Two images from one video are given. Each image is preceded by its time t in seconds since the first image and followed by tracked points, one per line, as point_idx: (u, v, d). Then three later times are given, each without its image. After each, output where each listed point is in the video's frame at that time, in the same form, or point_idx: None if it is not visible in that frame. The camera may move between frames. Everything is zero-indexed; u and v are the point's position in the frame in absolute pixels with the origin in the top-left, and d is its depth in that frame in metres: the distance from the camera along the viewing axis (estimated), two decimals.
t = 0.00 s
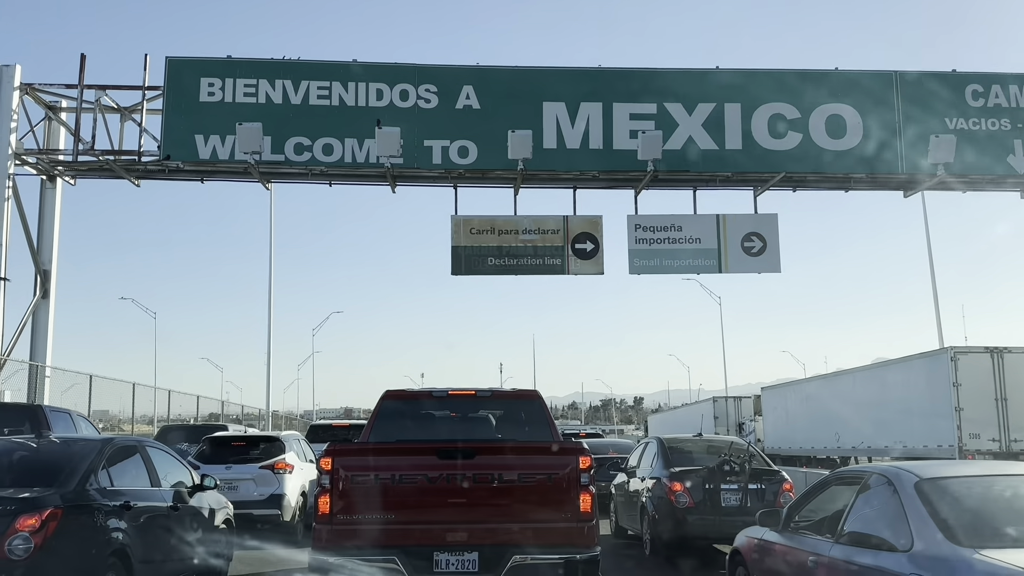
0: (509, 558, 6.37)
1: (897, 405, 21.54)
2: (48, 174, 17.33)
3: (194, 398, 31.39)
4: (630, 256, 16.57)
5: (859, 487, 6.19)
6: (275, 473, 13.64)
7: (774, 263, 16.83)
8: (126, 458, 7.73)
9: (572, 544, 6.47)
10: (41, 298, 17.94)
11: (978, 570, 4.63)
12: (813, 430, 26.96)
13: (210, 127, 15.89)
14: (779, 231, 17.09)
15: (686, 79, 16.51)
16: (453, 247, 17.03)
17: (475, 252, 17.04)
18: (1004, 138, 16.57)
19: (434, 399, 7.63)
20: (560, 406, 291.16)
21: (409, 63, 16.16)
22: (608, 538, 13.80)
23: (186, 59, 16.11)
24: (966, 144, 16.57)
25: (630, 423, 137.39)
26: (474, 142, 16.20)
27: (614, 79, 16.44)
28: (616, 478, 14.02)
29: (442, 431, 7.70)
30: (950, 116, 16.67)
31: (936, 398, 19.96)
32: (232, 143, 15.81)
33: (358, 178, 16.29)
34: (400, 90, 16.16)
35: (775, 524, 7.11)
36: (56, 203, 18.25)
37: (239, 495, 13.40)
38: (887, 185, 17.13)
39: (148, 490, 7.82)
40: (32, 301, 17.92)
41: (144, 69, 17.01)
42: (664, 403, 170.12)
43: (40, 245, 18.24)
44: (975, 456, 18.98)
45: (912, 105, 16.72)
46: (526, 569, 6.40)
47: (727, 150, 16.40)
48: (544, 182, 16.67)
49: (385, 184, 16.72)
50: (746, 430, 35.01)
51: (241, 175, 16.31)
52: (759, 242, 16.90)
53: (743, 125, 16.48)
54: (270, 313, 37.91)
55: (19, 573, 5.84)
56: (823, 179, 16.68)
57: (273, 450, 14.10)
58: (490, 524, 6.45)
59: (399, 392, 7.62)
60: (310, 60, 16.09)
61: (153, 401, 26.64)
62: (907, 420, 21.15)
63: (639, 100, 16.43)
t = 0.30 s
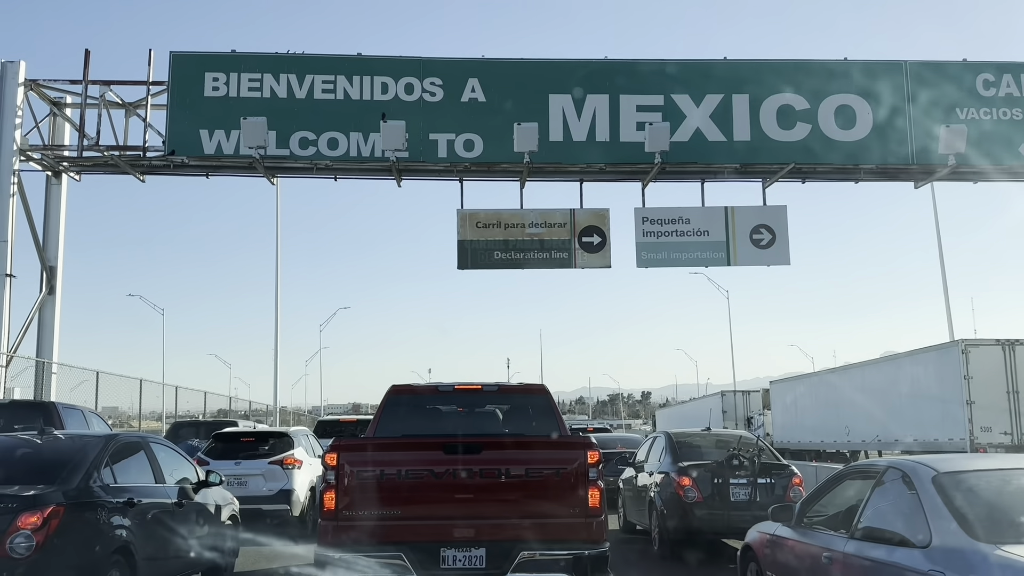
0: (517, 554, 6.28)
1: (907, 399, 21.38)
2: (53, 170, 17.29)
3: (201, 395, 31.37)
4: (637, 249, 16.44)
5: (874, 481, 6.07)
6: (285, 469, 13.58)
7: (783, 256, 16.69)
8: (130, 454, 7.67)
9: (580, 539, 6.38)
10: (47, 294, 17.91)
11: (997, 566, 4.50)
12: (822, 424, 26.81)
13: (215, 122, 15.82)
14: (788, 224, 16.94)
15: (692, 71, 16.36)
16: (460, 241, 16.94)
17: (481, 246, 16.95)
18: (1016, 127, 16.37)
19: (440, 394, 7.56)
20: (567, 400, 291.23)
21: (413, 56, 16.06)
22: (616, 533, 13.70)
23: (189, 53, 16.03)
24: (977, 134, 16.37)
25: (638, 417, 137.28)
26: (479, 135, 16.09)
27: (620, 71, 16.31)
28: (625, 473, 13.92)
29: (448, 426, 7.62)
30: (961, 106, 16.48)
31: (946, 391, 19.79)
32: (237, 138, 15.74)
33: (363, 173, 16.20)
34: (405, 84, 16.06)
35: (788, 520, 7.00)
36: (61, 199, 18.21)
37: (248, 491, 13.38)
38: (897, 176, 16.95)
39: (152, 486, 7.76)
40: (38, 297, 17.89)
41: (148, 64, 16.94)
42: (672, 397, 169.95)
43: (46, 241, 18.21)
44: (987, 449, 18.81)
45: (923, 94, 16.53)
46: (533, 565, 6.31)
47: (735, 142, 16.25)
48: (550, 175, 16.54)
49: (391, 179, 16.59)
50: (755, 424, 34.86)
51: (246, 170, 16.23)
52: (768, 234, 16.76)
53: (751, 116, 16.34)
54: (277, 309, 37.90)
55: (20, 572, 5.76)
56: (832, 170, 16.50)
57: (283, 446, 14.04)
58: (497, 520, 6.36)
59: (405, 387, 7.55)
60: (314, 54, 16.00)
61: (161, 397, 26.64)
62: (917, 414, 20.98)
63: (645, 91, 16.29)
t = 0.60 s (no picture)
0: (518, 554, 6.23)
1: (909, 394, 21.33)
2: (51, 168, 17.22)
3: (201, 394, 31.34)
4: (637, 245, 16.38)
5: (880, 478, 6.02)
6: (288, 467, 13.54)
7: (784, 252, 16.63)
8: (130, 453, 7.61)
9: (582, 539, 6.32)
10: (46, 293, 17.86)
11: (1006, 563, 4.44)
12: (824, 420, 26.78)
13: (213, 120, 15.76)
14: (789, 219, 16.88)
15: (693, 66, 16.29)
16: (459, 238, 16.87)
17: (481, 243, 16.89)
18: (1018, 122, 16.31)
19: (441, 390, 7.49)
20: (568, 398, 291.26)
21: (412, 52, 16.00)
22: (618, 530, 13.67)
23: (187, 51, 15.96)
24: (978, 129, 16.32)
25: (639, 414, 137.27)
26: (479, 132, 16.03)
27: (620, 67, 16.23)
28: (625, 470, 13.88)
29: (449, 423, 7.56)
30: (962, 100, 16.41)
31: (948, 387, 19.74)
32: (235, 135, 15.68)
33: (363, 170, 16.14)
34: (404, 80, 15.99)
35: (791, 516, 6.95)
36: (60, 198, 18.15)
37: (251, 488, 13.35)
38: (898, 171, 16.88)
39: (153, 485, 7.70)
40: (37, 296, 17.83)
41: (146, 61, 16.87)
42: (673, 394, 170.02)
43: (45, 240, 18.15)
44: (989, 445, 18.77)
45: (924, 89, 16.45)
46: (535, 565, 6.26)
47: (735, 137, 16.19)
48: (550, 172, 16.46)
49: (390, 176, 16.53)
50: (756, 421, 34.82)
51: (244, 167, 16.16)
52: (768, 230, 16.71)
53: (751, 112, 16.27)
54: (277, 307, 37.84)
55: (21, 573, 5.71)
56: (833, 165, 16.43)
57: (286, 444, 13.98)
58: (499, 519, 6.31)
59: (405, 384, 7.48)
60: (312, 51, 15.93)
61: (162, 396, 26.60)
62: (919, 410, 20.94)
63: (645, 87, 16.23)
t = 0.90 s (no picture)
0: (513, 553, 6.20)
1: (902, 392, 21.36)
2: (42, 167, 17.12)
3: (194, 393, 31.25)
4: (632, 244, 16.35)
5: (872, 476, 6.00)
6: (284, 466, 13.49)
7: (779, 250, 16.62)
8: (125, 454, 7.56)
9: (577, 538, 6.30)
10: (37, 293, 17.77)
11: (998, 562, 4.43)
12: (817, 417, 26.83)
13: (205, 118, 15.68)
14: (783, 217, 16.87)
15: (686, 64, 16.25)
16: (453, 237, 16.82)
17: (476, 242, 16.84)
18: (1010, 120, 16.31)
19: (434, 389, 7.45)
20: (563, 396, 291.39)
21: (405, 51, 15.94)
22: (612, 528, 13.65)
23: (179, 49, 15.88)
24: (970, 126, 16.32)
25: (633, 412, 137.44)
26: (473, 130, 15.99)
27: (614, 65, 16.19)
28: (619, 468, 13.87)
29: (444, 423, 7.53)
30: (954, 98, 16.40)
31: (941, 383, 19.77)
32: (228, 134, 15.61)
33: (356, 169, 16.08)
34: (398, 79, 15.93)
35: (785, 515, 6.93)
36: (51, 197, 18.04)
37: (249, 488, 13.30)
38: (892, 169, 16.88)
39: (149, 485, 7.65)
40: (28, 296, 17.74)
41: (137, 60, 16.77)
42: (667, 392, 170.21)
43: (36, 239, 18.05)
44: (982, 441, 18.81)
45: (917, 87, 16.44)
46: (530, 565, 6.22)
47: (729, 136, 16.18)
48: (544, 170, 16.41)
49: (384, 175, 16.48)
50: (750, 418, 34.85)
51: (237, 166, 16.08)
52: (763, 228, 16.69)
53: (745, 110, 16.25)
54: (270, 306, 37.76)
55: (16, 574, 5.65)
56: (827, 163, 16.43)
57: (282, 444, 13.93)
58: (493, 519, 6.27)
59: (399, 383, 7.48)
60: (305, 49, 15.86)
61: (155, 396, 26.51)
62: (912, 407, 20.97)
63: (639, 85, 16.19)
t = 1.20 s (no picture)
0: (503, 555, 6.18)
1: (890, 392, 21.46)
2: (29, 167, 17.00)
3: (183, 394, 31.11)
4: (622, 245, 16.36)
5: (856, 476, 6.01)
6: (277, 468, 13.45)
7: (768, 251, 16.66)
8: (119, 456, 7.51)
9: (567, 540, 6.29)
10: (24, 294, 17.65)
11: (978, 561, 4.45)
12: (806, 417, 26.91)
13: (194, 119, 15.61)
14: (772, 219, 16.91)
15: (676, 66, 16.28)
16: (443, 238, 16.79)
17: (466, 243, 16.82)
18: (997, 122, 16.41)
19: (424, 393, 7.44)
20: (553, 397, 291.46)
21: (395, 52, 15.91)
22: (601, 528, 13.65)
23: (167, 49, 15.80)
24: (958, 128, 16.41)
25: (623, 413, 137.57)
26: (463, 131, 15.97)
27: (604, 67, 16.21)
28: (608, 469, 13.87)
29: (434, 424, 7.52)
30: (942, 100, 16.49)
31: (929, 383, 19.86)
32: (217, 134, 15.55)
33: (345, 169, 16.04)
34: (387, 79, 15.90)
35: (770, 514, 6.94)
36: (38, 197, 17.93)
37: (242, 489, 13.24)
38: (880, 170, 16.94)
39: (142, 487, 7.59)
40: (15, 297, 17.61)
41: (125, 60, 16.68)
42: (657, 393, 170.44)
43: (23, 240, 17.92)
44: (970, 441, 18.89)
45: (905, 89, 16.53)
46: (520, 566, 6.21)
47: (718, 137, 16.21)
48: (534, 171, 16.40)
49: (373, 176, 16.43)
50: (740, 418, 34.91)
51: (226, 166, 16.01)
52: (752, 229, 16.73)
53: (733, 111, 16.29)
54: (259, 306, 37.64)
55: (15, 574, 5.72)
56: (816, 165, 16.48)
57: (274, 446, 13.89)
58: (483, 522, 6.25)
59: (387, 386, 7.43)
60: (294, 49, 15.81)
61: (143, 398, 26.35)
62: (900, 407, 21.06)
63: (629, 86, 16.21)
